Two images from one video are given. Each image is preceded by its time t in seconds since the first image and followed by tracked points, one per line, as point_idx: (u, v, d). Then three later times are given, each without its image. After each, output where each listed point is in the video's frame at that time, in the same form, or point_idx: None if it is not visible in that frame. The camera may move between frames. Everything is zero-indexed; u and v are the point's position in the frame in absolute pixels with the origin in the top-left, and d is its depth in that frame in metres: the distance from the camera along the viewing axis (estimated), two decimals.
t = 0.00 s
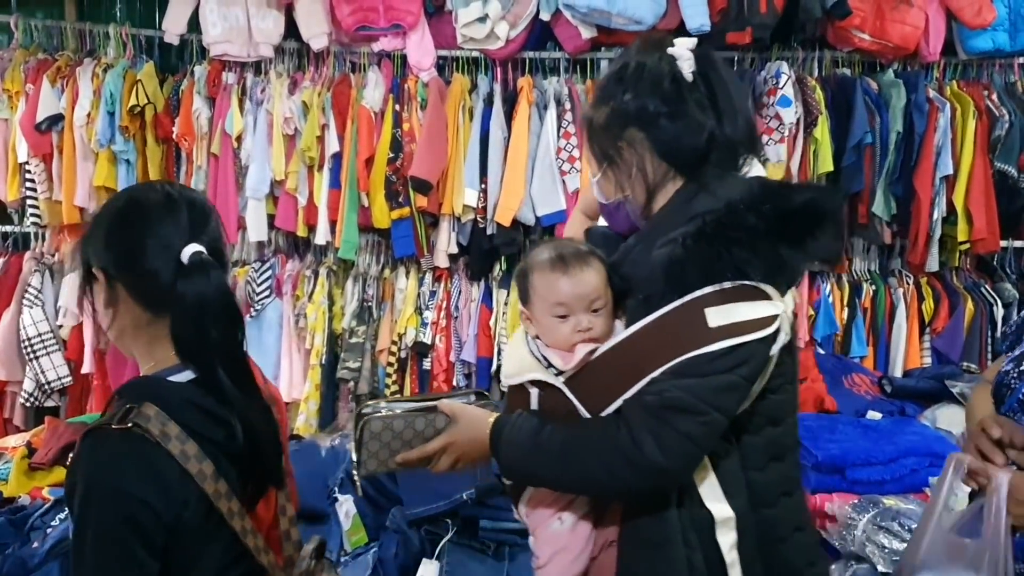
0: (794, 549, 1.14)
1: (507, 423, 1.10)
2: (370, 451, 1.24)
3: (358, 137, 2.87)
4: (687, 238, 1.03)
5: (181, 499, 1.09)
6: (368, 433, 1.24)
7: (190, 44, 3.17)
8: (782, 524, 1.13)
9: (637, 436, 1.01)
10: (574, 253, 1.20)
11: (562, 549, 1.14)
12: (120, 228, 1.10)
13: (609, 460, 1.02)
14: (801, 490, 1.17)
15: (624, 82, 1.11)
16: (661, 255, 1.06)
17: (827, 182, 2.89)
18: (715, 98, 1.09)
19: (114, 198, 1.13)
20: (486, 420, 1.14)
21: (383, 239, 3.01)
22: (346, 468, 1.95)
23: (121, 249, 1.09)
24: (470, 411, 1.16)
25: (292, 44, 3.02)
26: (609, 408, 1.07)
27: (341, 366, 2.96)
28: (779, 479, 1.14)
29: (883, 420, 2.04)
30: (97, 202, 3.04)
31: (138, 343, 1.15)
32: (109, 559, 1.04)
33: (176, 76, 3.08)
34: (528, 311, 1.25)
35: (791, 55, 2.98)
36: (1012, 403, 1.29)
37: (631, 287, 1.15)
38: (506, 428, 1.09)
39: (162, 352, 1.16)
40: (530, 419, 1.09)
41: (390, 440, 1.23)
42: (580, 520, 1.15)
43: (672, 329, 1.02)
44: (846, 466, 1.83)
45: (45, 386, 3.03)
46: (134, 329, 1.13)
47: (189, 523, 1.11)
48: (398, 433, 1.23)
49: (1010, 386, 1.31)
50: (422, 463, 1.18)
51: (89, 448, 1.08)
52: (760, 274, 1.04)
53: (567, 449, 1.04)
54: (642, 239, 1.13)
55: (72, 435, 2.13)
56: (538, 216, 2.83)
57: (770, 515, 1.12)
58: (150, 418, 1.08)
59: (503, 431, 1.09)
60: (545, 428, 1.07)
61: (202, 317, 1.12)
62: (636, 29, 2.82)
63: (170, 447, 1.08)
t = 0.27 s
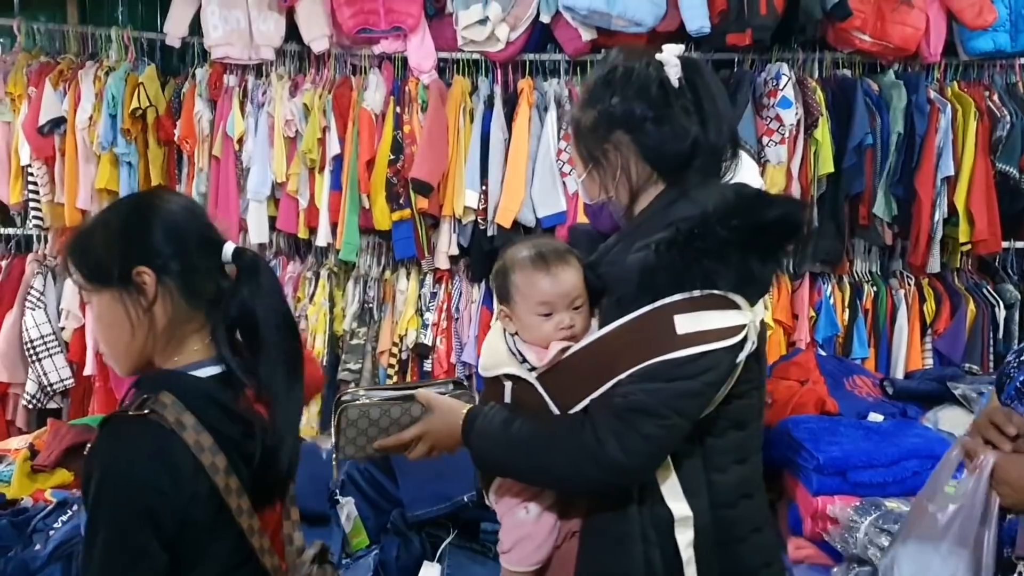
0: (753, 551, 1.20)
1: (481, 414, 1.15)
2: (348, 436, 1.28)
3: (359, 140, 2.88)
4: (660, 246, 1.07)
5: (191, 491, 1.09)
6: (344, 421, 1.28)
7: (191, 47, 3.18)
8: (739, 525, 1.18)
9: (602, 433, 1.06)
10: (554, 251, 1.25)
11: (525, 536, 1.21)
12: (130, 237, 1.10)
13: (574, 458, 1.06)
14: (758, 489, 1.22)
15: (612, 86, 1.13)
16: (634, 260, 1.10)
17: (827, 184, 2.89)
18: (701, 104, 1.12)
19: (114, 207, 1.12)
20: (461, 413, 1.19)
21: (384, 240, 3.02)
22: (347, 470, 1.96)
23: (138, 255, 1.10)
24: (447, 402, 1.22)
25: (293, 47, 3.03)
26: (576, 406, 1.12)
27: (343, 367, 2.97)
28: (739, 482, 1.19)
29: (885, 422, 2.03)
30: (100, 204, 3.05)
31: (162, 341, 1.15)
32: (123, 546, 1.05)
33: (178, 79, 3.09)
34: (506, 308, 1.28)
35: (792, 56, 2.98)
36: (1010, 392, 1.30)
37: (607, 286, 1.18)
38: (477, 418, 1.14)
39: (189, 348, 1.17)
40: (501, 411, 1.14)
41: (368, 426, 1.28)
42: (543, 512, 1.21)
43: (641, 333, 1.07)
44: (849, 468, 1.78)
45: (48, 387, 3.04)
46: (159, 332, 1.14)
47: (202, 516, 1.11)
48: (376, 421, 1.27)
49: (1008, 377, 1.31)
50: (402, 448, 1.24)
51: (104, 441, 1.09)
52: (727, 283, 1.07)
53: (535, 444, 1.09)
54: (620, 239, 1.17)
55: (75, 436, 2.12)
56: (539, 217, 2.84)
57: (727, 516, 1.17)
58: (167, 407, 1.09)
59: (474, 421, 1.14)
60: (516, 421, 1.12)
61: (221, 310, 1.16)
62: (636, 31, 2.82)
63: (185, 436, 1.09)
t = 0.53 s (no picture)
0: (731, 551, 1.19)
1: (471, 412, 1.15)
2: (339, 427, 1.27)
3: (360, 144, 2.89)
4: (651, 248, 1.07)
5: (193, 497, 1.08)
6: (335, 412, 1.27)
7: (192, 51, 3.19)
8: (719, 526, 1.18)
9: (594, 435, 1.06)
10: (550, 252, 1.23)
11: (513, 531, 1.20)
12: (133, 243, 1.11)
13: (558, 458, 1.06)
14: (744, 491, 1.22)
15: (613, 87, 1.13)
16: (624, 264, 1.09)
17: (829, 187, 2.88)
18: (699, 109, 1.13)
19: (122, 219, 1.14)
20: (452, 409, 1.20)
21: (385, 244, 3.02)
22: (348, 475, 1.96)
23: (139, 261, 1.10)
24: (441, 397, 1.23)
25: (293, 51, 3.03)
26: (564, 405, 1.12)
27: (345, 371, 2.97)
28: (721, 483, 1.18)
29: (887, 426, 2.02)
30: (102, 208, 3.05)
31: (163, 343, 1.14)
32: (126, 555, 1.04)
33: (179, 83, 3.10)
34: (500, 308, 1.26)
35: (793, 59, 2.97)
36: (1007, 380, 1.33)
37: (597, 286, 1.18)
38: (468, 417, 1.14)
39: (193, 354, 1.17)
40: (491, 410, 1.14)
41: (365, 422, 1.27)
42: (532, 507, 1.21)
43: (629, 335, 1.07)
44: (850, 471, 1.78)
45: (50, 391, 3.05)
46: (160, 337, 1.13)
47: (206, 523, 1.10)
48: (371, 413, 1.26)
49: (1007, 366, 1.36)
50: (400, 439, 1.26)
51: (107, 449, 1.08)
52: (713, 288, 1.09)
53: (524, 443, 1.09)
54: (613, 240, 1.17)
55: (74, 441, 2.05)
56: (539, 221, 2.85)
57: (708, 517, 1.17)
58: (167, 415, 1.08)
59: (464, 419, 1.14)
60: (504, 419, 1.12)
61: (224, 317, 1.18)
62: (636, 34, 2.83)
63: (186, 444, 1.08)
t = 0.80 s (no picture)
0: (742, 548, 1.20)
1: (483, 411, 1.14)
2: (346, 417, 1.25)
3: (358, 145, 2.88)
4: (663, 247, 1.08)
5: (166, 501, 1.08)
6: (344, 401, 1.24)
7: (190, 52, 3.18)
8: (734, 523, 1.18)
9: (609, 433, 1.06)
10: (554, 254, 1.24)
11: (529, 537, 1.21)
12: (132, 239, 1.11)
13: (570, 454, 1.07)
14: (746, 493, 1.22)
15: (619, 85, 1.12)
16: (636, 262, 1.09)
17: (829, 187, 2.88)
18: (706, 110, 1.12)
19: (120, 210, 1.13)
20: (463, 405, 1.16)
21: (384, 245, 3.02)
22: (347, 475, 1.94)
23: (137, 257, 1.10)
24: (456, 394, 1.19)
25: (292, 52, 3.02)
26: (577, 404, 1.12)
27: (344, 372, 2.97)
28: (733, 480, 1.19)
29: (886, 426, 2.02)
30: (100, 209, 3.04)
31: (155, 345, 1.14)
32: (101, 559, 1.04)
33: (177, 84, 3.09)
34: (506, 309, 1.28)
35: (793, 59, 2.96)
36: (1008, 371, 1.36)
37: (606, 285, 1.18)
38: (479, 414, 1.13)
39: (181, 355, 1.16)
40: (502, 408, 1.13)
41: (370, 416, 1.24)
42: (549, 512, 1.21)
43: (642, 334, 1.07)
44: (851, 471, 1.78)
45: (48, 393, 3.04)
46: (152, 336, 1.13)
47: (185, 526, 1.11)
48: (381, 405, 1.23)
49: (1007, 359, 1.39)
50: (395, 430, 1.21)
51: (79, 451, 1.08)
52: (728, 285, 1.09)
53: (537, 442, 1.08)
54: (621, 239, 1.17)
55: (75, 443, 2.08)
56: (539, 222, 2.84)
57: (723, 515, 1.17)
58: (141, 417, 1.08)
59: (476, 416, 1.13)
60: (518, 417, 1.11)
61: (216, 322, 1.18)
62: (636, 35, 2.82)
63: (160, 447, 1.08)
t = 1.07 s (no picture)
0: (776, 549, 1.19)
1: (515, 417, 1.10)
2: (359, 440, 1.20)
3: (358, 149, 2.90)
4: (692, 252, 1.07)
5: (144, 505, 1.09)
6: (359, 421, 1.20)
7: (191, 57, 3.20)
8: (766, 524, 1.16)
9: (646, 436, 1.03)
10: (576, 266, 1.28)
11: (563, 550, 1.16)
12: (122, 243, 1.13)
13: (608, 458, 1.04)
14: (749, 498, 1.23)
15: (630, 90, 1.11)
16: (662, 266, 1.08)
17: (824, 191, 2.91)
18: (715, 112, 1.12)
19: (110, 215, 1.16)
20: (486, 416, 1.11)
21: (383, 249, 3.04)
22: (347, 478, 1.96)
23: (128, 261, 1.12)
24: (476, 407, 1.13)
25: (292, 57, 3.05)
26: (613, 412, 1.10)
27: (343, 375, 2.99)
28: (765, 481, 1.18)
29: (881, 428, 2.05)
30: (101, 213, 3.06)
31: (142, 349, 1.15)
32: (75, 560, 1.05)
33: (178, 89, 3.11)
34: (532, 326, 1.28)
35: (788, 64, 2.99)
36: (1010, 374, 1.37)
37: (625, 291, 1.17)
38: (511, 420, 1.10)
39: (168, 360, 1.17)
40: (536, 415, 1.10)
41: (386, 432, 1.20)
42: (584, 525, 1.17)
43: (679, 338, 1.06)
44: (846, 474, 1.82)
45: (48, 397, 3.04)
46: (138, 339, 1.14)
47: (164, 528, 1.11)
48: (393, 425, 1.19)
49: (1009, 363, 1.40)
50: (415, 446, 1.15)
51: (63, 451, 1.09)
52: (759, 286, 1.10)
53: (573, 449, 1.06)
54: (636, 248, 1.15)
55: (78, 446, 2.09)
56: (538, 226, 2.85)
57: (755, 516, 1.16)
58: (123, 420, 1.09)
59: (508, 423, 1.10)
60: (551, 425, 1.08)
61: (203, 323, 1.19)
62: (633, 40, 2.84)
63: (141, 450, 1.08)
